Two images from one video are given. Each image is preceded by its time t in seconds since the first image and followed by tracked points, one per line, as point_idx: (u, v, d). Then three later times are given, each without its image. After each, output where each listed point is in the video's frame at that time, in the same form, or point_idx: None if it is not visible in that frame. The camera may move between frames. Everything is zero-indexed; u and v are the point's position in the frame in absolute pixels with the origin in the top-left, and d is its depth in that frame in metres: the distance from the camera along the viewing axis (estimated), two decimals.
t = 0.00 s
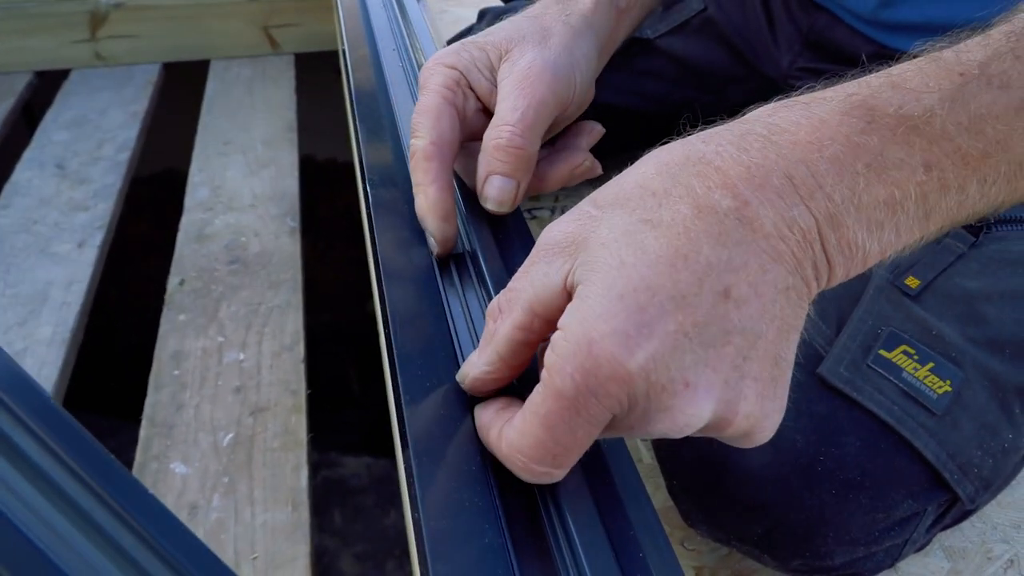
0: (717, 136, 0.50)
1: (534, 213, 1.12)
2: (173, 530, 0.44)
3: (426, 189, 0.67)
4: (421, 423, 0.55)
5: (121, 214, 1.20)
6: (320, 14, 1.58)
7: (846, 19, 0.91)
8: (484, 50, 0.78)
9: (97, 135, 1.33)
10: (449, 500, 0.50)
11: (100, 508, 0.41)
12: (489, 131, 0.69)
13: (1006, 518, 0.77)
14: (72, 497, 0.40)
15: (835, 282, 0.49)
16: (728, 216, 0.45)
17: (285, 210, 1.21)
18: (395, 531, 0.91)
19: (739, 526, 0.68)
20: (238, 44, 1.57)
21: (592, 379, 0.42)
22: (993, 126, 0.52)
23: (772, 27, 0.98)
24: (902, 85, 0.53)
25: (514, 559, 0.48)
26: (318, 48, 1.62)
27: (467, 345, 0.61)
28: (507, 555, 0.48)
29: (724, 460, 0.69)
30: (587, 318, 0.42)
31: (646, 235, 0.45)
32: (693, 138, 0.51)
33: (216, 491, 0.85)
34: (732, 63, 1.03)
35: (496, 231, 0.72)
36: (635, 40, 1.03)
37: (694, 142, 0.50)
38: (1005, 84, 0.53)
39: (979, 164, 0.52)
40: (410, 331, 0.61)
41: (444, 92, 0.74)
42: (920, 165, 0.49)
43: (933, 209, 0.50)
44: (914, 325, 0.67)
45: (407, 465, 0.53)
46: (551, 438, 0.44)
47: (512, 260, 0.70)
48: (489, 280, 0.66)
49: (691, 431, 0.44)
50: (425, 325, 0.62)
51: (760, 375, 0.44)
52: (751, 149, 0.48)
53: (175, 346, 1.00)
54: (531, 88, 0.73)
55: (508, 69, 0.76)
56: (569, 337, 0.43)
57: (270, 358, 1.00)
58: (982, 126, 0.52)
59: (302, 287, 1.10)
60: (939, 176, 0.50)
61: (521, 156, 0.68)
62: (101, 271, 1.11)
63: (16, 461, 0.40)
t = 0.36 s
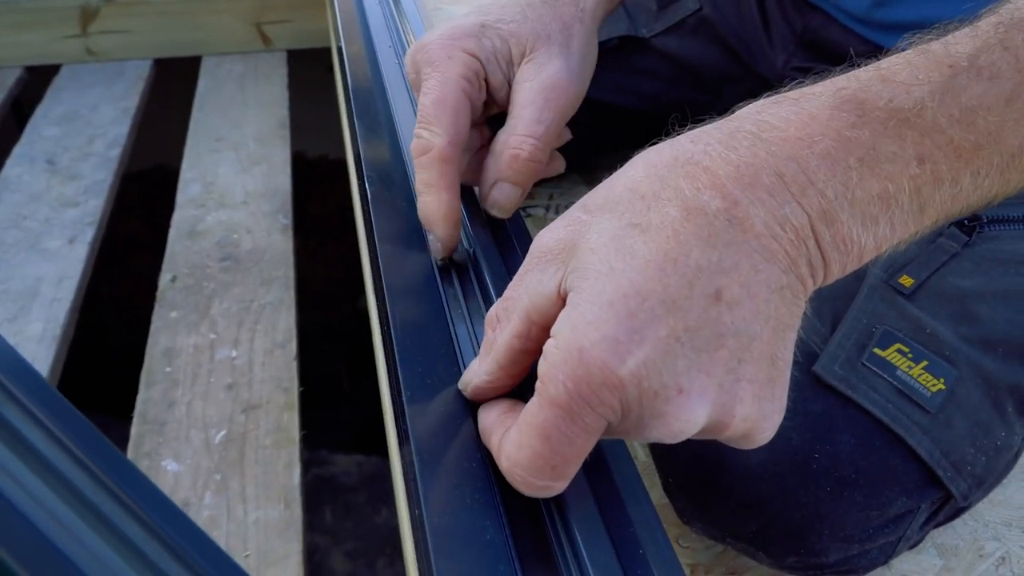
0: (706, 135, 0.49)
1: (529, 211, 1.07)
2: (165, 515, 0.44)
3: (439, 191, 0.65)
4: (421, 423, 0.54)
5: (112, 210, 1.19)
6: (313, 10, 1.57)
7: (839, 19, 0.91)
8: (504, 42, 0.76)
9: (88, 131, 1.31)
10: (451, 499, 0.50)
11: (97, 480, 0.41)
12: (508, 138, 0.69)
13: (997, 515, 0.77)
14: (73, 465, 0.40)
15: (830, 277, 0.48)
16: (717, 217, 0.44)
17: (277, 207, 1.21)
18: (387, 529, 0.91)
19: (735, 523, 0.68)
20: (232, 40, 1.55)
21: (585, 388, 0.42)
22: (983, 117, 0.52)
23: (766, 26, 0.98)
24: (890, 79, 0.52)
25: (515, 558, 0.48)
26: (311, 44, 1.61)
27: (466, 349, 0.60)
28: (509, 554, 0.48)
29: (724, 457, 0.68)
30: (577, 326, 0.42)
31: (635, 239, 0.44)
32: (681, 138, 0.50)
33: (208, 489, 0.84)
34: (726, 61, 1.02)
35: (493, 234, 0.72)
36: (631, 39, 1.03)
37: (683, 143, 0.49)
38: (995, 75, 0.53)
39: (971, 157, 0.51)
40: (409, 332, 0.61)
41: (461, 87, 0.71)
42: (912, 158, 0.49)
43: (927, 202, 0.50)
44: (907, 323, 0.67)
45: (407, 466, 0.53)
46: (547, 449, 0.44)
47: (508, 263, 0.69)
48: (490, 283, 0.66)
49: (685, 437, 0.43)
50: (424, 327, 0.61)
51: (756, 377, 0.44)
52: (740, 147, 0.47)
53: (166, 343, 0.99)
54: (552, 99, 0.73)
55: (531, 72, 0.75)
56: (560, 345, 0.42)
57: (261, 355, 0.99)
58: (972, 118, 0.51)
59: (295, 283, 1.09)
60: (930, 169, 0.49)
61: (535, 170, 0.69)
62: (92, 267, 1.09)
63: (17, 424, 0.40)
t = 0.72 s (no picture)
0: (719, 139, 0.48)
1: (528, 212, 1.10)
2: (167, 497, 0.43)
3: (449, 221, 0.63)
4: (429, 424, 0.54)
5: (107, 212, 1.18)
6: (309, 12, 1.57)
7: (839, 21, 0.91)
8: (489, 53, 0.73)
9: (82, 133, 1.30)
10: (459, 502, 0.50)
11: (96, 464, 0.40)
12: (503, 157, 0.69)
13: (998, 514, 0.78)
14: (71, 449, 0.39)
15: (850, 284, 0.47)
16: (726, 230, 0.43)
17: (273, 209, 1.20)
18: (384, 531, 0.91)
19: (739, 525, 0.68)
20: (227, 41, 1.55)
21: (584, 405, 0.41)
22: (1008, 115, 0.51)
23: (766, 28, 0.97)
24: (910, 77, 0.51)
25: (526, 559, 0.48)
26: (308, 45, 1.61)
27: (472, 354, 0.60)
28: (518, 558, 0.48)
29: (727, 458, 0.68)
30: (577, 343, 0.42)
31: (639, 251, 0.43)
32: (693, 142, 0.49)
33: (205, 492, 0.84)
34: (723, 62, 1.02)
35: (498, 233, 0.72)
36: (629, 40, 1.02)
37: (695, 148, 0.48)
38: (1017, 72, 0.51)
39: (996, 156, 0.50)
40: (415, 334, 0.60)
41: (459, 106, 0.68)
42: (934, 158, 0.48)
43: (950, 204, 0.49)
44: (910, 322, 0.67)
45: (416, 465, 0.53)
46: (546, 462, 0.44)
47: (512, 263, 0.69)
48: (494, 284, 0.66)
49: (686, 453, 0.43)
50: (430, 329, 0.61)
51: (764, 394, 0.43)
52: (754, 155, 0.46)
53: (163, 345, 0.98)
54: (544, 111, 0.72)
55: (520, 84, 0.73)
56: (560, 361, 0.42)
57: (259, 357, 0.98)
58: (996, 117, 0.50)
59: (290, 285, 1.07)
60: (953, 169, 0.48)
61: (530, 186, 0.70)
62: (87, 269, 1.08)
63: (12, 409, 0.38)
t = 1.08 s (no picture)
0: (732, 146, 0.48)
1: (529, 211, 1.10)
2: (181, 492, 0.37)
3: (427, 228, 0.64)
4: (440, 427, 0.54)
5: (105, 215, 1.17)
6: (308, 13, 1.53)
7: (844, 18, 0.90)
8: (403, 25, 0.71)
9: (79, 134, 1.29)
10: (472, 504, 0.50)
11: (104, 453, 0.33)
12: (440, 128, 0.65)
13: (1002, 513, 0.78)
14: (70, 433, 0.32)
15: (867, 289, 0.47)
16: (740, 239, 0.43)
17: (272, 209, 1.18)
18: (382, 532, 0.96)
19: (747, 525, 0.68)
20: (224, 43, 1.50)
21: (598, 418, 0.40)
22: None
23: (768, 23, 0.97)
24: (924, 76, 0.51)
25: (537, 559, 0.48)
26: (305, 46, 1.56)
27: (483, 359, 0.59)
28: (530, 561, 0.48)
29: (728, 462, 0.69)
30: (591, 353, 0.41)
31: (652, 261, 0.43)
32: (705, 149, 0.49)
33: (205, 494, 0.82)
34: (723, 61, 1.01)
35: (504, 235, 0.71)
36: (632, 41, 1.02)
37: (709, 155, 0.48)
38: None
39: (1012, 153, 0.50)
40: (425, 338, 0.60)
41: (380, 96, 0.67)
42: (951, 158, 0.48)
43: (967, 203, 0.49)
44: (918, 322, 0.68)
45: (426, 465, 0.53)
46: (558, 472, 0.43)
47: (520, 262, 0.68)
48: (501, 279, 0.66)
49: (702, 466, 0.42)
50: (437, 334, 0.61)
51: (782, 404, 0.43)
52: (767, 162, 0.45)
53: (162, 347, 0.96)
54: (471, 65, 0.68)
55: (438, 44, 0.70)
56: (574, 373, 0.41)
57: (258, 359, 0.96)
58: (1011, 114, 0.50)
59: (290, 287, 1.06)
60: (969, 171, 0.48)
61: (482, 143, 0.65)
62: (85, 271, 1.07)
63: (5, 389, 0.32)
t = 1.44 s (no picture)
0: (735, 165, 0.47)
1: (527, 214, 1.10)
2: (182, 491, 0.37)
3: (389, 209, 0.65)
4: (443, 431, 0.54)
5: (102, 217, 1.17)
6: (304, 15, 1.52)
7: (843, 20, 0.89)
8: None
9: (76, 137, 1.28)
10: (475, 507, 0.49)
11: (102, 451, 0.33)
12: (332, 88, 0.65)
13: (1000, 514, 0.78)
14: (73, 433, 0.32)
15: (871, 307, 0.46)
16: (742, 264, 0.42)
17: (269, 211, 1.18)
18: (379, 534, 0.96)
19: (748, 528, 0.68)
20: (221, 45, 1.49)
21: (594, 443, 0.41)
22: None
23: (765, 25, 0.96)
24: (930, 88, 0.50)
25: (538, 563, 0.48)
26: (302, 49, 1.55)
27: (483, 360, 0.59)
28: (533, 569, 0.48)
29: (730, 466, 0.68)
30: (589, 380, 0.41)
31: (651, 285, 0.43)
32: (707, 167, 0.48)
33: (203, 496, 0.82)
34: (723, 65, 1.01)
35: (505, 243, 0.72)
36: (629, 44, 1.02)
37: (711, 174, 0.47)
38: None
39: (1018, 164, 0.50)
40: (426, 344, 0.61)
41: (266, 105, 0.64)
42: (957, 171, 0.47)
43: (974, 215, 0.48)
44: (917, 325, 0.68)
45: (427, 465, 0.54)
46: (557, 493, 0.45)
47: (521, 271, 0.68)
48: (502, 285, 0.67)
49: (700, 490, 0.42)
50: (439, 338, 0.61)
51: (780, 428, 0.42)
52: (770, 182, 0.44)
53: (159, 349, 0.96)
54: (314, 9, 0.63)
55: None
56: (571, 399, 0.42)
57: (256, 361, 0.96)
58: (1017, 125, 0.50)
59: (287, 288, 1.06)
60: (976, 182, 0.48)
61: (376, 82, 0.64)
62: (83, 274, 1.07)
63: (6, 385, 0.32)
